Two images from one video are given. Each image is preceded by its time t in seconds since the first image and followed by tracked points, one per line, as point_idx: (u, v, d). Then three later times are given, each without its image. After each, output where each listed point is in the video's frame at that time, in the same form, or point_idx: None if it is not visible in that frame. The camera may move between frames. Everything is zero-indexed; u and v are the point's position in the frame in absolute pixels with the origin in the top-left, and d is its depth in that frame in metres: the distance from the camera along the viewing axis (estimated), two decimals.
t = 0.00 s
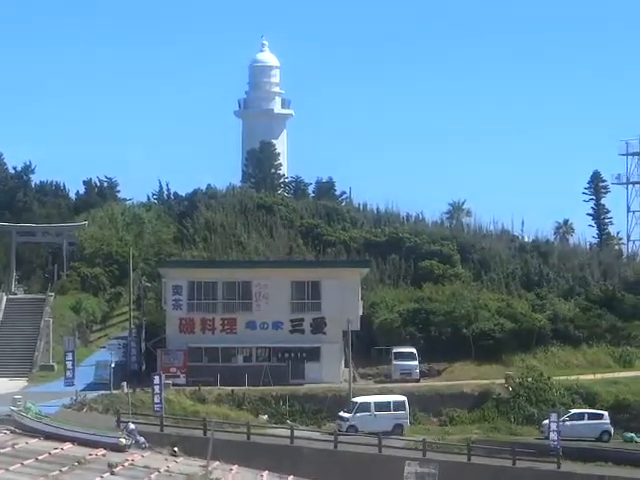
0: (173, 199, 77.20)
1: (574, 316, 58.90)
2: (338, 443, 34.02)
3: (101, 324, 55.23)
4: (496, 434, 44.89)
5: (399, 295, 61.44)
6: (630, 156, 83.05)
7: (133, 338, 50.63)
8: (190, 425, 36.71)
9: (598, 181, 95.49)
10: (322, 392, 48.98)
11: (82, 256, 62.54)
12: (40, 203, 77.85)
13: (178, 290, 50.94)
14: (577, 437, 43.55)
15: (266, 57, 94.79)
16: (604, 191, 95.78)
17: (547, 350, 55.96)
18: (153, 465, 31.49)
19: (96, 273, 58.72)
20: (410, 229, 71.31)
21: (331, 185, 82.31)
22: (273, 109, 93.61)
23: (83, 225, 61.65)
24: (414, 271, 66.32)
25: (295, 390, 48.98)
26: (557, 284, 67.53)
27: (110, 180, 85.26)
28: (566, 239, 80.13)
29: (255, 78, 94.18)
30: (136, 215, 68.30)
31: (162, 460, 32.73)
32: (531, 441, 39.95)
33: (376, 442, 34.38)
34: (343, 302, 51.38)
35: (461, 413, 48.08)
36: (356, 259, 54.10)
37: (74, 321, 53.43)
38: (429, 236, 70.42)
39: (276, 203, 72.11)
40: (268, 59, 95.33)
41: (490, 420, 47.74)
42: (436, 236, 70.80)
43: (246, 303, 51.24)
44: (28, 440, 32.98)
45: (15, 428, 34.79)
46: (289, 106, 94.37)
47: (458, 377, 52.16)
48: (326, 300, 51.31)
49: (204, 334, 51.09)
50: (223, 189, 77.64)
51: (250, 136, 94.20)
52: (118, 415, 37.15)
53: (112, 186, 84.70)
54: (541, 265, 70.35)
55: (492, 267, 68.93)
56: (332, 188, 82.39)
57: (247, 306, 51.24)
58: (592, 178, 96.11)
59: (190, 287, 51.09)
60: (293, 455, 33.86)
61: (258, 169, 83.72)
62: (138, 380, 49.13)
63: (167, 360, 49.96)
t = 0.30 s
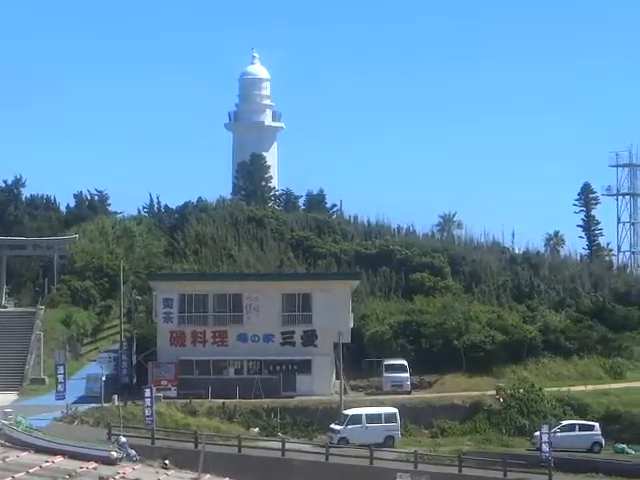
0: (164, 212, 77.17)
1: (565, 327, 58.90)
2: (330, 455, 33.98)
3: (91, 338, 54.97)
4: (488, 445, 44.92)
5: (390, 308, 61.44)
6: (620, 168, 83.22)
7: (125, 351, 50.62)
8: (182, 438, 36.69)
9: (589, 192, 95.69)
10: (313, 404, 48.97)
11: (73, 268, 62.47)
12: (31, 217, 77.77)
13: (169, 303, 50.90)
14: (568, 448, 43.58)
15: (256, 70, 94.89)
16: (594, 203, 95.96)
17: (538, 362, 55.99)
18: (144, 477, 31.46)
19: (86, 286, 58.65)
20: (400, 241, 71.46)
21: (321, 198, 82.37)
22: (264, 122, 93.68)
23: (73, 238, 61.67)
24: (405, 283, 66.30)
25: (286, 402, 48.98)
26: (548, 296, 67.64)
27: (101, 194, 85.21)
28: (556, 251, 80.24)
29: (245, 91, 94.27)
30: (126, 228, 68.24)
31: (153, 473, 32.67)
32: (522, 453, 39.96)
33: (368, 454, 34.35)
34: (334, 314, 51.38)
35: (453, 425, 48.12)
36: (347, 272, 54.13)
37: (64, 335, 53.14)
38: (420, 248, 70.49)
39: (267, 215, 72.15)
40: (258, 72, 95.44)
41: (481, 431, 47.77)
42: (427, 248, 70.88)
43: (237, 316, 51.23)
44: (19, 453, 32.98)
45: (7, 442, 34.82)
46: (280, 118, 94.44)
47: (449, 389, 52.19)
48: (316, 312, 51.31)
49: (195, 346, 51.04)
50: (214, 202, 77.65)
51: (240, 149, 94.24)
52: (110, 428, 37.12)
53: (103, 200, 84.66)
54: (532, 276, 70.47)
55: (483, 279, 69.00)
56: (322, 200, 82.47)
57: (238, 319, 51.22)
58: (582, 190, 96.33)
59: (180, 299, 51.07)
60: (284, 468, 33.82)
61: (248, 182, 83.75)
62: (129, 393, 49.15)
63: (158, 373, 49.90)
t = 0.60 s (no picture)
0: (155, 224, 77.12)
1: (556, 338, 58.85)
2: (321, 466, 33.94)
3: (82, 350, 54.78)
4: (479, 457, 44.96)
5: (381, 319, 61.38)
6: (611, 179, 83.39)
7: (115, 363, 50.56)
8: (173, 450, 36.65)
9: (580, 203, 95.85)
10: (304, 416, 48.91)
11: (65, 280, 62.36)
12: (21, 229, 77.78)
13: (160, 314, 50.81)
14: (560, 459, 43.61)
15: (246, 82, 94.94)
16: (584, 214, 96.12)
17: (529, 372, 56.07)
18: None
19: (77, 298, 58.54)
20: (391, 252, 71.52)
21: (312, 209, 82.43)
22: (254, 134, 93.72)
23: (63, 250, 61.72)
24: (396, 294, 66.31)
25: (277, 414, 48.92)
26: (539, 307, 67.72)
27: (91, 206, 85.23)
28: (547, 262, 80.35)
29: (235, 102, 94.33)
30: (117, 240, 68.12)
31: None
32: (514, 464, 39.98)
33: (359, 465, 34.33)
34: (325, 326, 51.37)
35: (444, 436, 48.15)
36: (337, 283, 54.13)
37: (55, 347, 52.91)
38: (410, 259, 70.53)
39: (257, 227, 72.19)
40: (249, 83, 95.51)
41: (472, 442, 47.80)
42: (418, 259, 70.90)
43: (228, 328, 51.19)
44: (10, 465, 32.96)
45: None
46: (270, 130, 94.50)
47: (441, 400, 52.25)
48: (307, 324, 51.33)
49: (185, 358, 50.98)
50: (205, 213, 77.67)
51: (231, 161, 94.29)
52: (101, 441, 37.09)
53: (94, 212, 84.68)
54: (522, 287, 70.58)
55: (474, 290, 69.04)
56: (313, 212, 82.53)
57: (229, 331, 51.18)
58: (572, 201, 96.51)
59: (171, 311, 51.00)
60: None
61: (239, 193, 83.77)
62: (120, 406, 49.07)
63: (149, 385, 49.95)
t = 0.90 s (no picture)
0: (152, 232, 77.14)
1: (554, 344, 58.84)
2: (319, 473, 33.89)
3: (80, 358, 54.72)
4: (476, 464, 44.96)
5: (378, 326, 61.37)
6: (607, 185, 83.41)
7: (112, 371, 50.53)
8: (170, 458, 36.62)
9: (576, 209, 95.87)
10: (302, 424, 48.92)
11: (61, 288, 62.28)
12: (18, 238, 77.81)
13: (157, 322, 50.86)
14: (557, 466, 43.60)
15: (242, 89, 95.02)
16: (581, 220, 96.14)
17: (526, 379, 56.03)
18: None
19: (74, 306, 58.48)
20: (388, 259, 71.52)
21: (309, 217, 82.47)
22: (251, 142, 93.76)
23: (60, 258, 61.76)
24: (392, 301, 66.37)
25: (275, 422, 48.93)
26: (536, 314, 67.70)
27: (88, 213, 85.27)
28: (544, 269, 80.36)
29: (232, 110, 94.37)
30: (113, 247, 67.99)
31: None
32: (511, 471, 39.95)
33: (356, 473, 34.30)
34: (322, 335, 51.33)
35: (442, 443, 48.15)
36: (334, 292, 54.16)
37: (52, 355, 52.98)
38: (407, 266, 70.52)
39: (254, 235, 72.21)
40: (245, 91, 95.57)
41: (470, 450, 47.79)
42: (415, 266, 70.89)
43: (225, 336, 51.20)
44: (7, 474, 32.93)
45: None
46: (267, 138, 94.56)
47: (438, 407, 52.24)
48: (305, 332, 51.29)
49: (183, 366, 50.95)
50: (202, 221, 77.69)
51: (228, 168, 94.32)
52: (98, 449, 37.06)
53: (90, 220, 84.71)
54: (519, 294, 70.59)
55: (470, 297, 69.01)
56: (310, 219, 82.57)
57: (227, 339, 51.18)
58: (569, 207, 96.54)
59: (168, 320, 51.01)
60: None
61: (235, 201, 83.78)
62: (117, 414, 48.96)
63: (146, 393, 49.75)
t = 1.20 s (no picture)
0: (160, 238, 77.23)
1: (562, 349, 58.81)
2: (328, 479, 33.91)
3: (88, 364, 54.65)
4: (485, 469, 45.01)
5: (386, 333, 61.33)
6: (616, 190, 83.36)
7: (122, 377, 50.60)
8: (179, 464, 36.65)
9: (584, 213, 95.85)
10: (311, 429, 48.90)
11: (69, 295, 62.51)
12: (26, 245, 77.99)
13: (165, 329, 50.99)
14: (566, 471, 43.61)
15: (250, 96, 95.13)
16: (589, 225, 96.08)
17: (535, 385, 55.94)
18: None
19: (82, 313, 58.59)
20: (396, 265, 71.59)
21: (317, 223, 82.52)
22: (257, 148, 93.86)
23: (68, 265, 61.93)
24: (400, 308, 66.45)
25: (284, 428, 48.87)
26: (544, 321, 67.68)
27: (95, 220, 85.46)
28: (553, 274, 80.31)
29: (239, 116, 94.52)
30: (120, 254, 68.06)
31: None
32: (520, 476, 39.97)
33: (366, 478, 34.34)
34: (330, 340, 51.40)
35: (451, 449, 48.22)
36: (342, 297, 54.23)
37: (61, 362, 53.00)
38: (415, 271, 70.54)
39: (262, 241, 72.32)
40: (252, 97, 95.69)
41: (478, 455, 47.86)
42: (423, 272, 70.90)
43: (233, 342, 51.25)
44: None
45: (4, 469, 34.80)
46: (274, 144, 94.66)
47: (447, 412, 52.24)
48: (313, 339, 51.33)
49: (191, 372, 50.95)
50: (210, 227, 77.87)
51: (235, 175, 94.45)
52: (107, 455, 37.11)
53: (98, 226, 84.88)
54: (527, 300, 70.59)
55: (479, 303, 68.98)
56: (318, 226, 82.62)
57: (235, 346, 51.22)
58: (577, 212, 96.47)
59: (176, 327, 51.15)
60: None
61: (243, 208, 83.87)
62: (126, 420, 49.14)
63: (155, 399, 49.92)
